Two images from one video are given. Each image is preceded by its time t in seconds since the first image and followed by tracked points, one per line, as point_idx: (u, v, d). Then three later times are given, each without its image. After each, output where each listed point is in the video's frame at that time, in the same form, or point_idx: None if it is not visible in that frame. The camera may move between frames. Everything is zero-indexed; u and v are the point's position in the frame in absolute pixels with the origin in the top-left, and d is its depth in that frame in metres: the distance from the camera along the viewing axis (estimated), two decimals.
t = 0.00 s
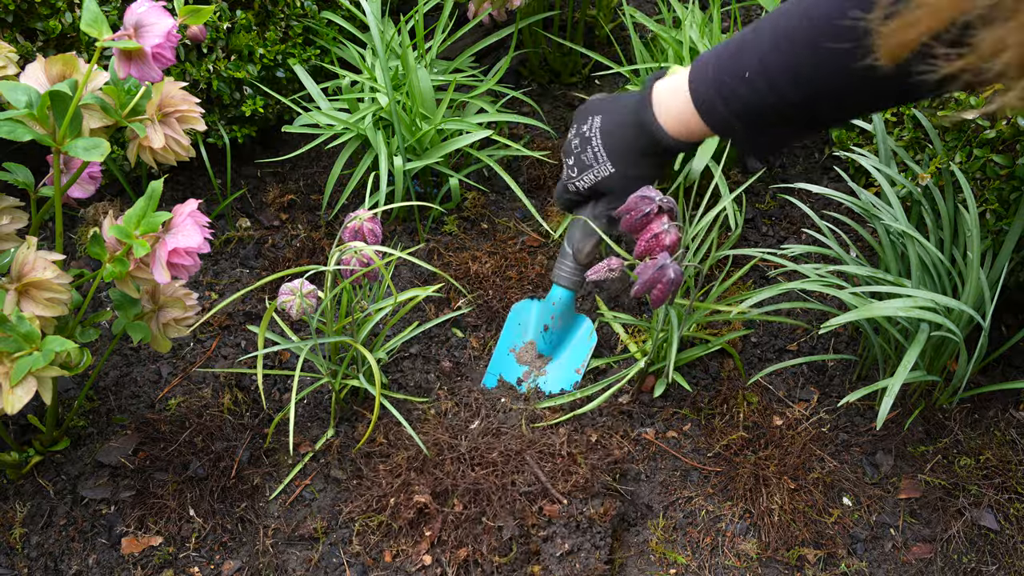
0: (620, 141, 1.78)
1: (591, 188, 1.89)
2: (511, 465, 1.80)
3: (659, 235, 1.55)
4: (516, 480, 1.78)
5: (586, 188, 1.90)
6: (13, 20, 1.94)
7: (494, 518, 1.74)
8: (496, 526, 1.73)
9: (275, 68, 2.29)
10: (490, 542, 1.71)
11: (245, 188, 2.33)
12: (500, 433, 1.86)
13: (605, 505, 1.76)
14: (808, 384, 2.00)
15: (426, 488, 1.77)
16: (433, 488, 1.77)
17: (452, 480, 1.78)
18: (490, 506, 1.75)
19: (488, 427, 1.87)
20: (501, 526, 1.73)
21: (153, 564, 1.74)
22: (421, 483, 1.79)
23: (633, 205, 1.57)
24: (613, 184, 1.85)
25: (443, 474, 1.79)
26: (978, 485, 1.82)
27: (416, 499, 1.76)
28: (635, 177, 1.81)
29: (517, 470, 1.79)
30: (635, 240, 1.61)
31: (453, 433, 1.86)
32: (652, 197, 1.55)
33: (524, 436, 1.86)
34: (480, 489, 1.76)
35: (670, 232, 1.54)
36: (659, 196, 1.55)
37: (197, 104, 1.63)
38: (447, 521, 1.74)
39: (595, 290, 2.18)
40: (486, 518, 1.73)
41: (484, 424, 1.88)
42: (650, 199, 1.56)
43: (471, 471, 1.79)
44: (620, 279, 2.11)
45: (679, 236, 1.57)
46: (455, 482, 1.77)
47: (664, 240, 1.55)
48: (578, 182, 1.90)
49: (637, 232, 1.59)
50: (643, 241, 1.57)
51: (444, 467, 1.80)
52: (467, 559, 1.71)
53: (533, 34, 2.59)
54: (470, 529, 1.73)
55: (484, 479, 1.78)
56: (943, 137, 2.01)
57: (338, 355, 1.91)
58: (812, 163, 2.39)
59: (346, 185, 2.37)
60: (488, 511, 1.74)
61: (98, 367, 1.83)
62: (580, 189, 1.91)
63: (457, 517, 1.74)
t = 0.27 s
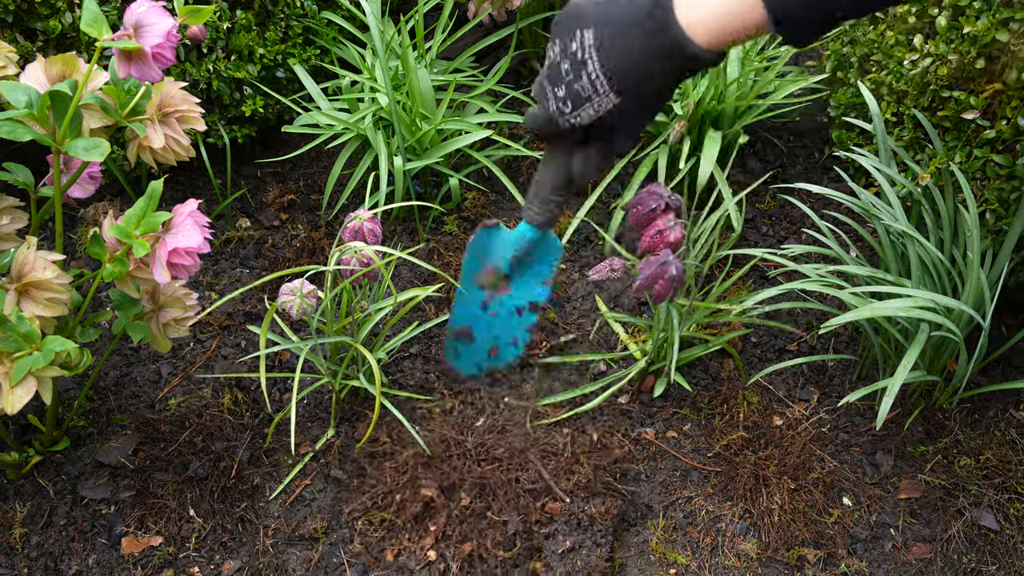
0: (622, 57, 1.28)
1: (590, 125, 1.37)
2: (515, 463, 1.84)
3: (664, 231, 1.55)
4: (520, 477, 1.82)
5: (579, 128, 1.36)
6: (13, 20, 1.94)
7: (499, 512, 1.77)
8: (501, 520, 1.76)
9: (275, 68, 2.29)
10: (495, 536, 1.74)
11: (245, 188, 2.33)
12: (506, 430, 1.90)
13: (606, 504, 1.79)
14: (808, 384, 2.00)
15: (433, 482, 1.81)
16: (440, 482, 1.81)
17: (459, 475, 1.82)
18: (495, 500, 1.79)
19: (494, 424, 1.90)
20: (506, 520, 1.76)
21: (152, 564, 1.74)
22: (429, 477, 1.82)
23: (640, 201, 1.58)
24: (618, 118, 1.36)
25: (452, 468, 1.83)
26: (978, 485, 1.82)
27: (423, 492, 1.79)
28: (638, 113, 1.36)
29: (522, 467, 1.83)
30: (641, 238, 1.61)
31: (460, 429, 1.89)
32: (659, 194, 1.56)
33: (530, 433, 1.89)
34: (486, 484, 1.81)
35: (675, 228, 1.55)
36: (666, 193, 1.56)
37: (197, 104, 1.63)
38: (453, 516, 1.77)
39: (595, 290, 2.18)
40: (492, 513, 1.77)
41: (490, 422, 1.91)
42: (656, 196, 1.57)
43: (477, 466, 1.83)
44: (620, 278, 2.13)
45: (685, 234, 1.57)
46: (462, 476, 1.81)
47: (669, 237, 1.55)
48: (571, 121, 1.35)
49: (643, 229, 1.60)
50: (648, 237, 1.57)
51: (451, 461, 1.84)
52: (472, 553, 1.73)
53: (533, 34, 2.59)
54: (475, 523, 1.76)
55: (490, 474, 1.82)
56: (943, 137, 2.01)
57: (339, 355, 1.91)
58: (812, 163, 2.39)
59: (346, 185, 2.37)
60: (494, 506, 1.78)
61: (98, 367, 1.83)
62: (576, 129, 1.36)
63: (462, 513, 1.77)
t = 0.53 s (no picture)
0: None
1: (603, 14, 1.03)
2: (523, 465, 1.84)
3: (665, 232, 1.55)
4: (527, 480, 1.82)
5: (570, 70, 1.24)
6: (13, 20, 1.94)
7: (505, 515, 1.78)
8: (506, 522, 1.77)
9: (275, 68, 2.29)
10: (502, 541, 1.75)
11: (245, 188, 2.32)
12: (517, 434, 1.90)
13: (614, 510, 1.78)
14: (808, 384, 2.00)
15: (441, 484, 1.82)
16: (448, 483, 1.82)
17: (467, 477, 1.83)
18: (502, 504, 1.79)
19: (503, 426, 1.91)
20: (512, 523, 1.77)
21: (153, 564, 1.74)
22: (437, 479, 1.83)
23: (641, 204, 1.58)
24: None
25: (460, 471, 1.84)
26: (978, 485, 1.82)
27: (432, 494, 1.80)
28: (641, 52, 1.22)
29: (529, 470, 1.84)
30: (642, 238, 1.62)
31: (470, 430, 1.90)
32: (659, 197, 1.56)
33: (541, 437, 1.89)
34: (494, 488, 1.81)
35: (676, 229, 1.55)
36: (665, 195, 1.56)
37: (197, 104, 1.63)
38: (458, 517, 1.78)
39: (595, 290, 2.18)
40: (497, 516, 1.78)
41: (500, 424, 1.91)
42: (656, 199, 1.57)
43: (485, 468, 1.84)
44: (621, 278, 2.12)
45: (686, 234, 1.57)
46: (470, 479, 1.82)
47: (671, 237, 1.55)
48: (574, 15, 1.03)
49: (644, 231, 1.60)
50: (649, 237, 1.57)
51: (461, 464, 1.85)
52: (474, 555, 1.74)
53: (533, 34, 2.59)
54: (480, 526, 1.77)
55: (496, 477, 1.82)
56: (943, 137, 2.01)
57: (338, 355, 1.91)
58: (812, 163, 2.39)
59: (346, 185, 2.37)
60: (501, 509, 1.79)
61: (97, 367, 1.83)
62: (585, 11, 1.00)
63: (468, 514, 1.78)
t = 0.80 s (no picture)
0: None
1: None
2: (519, 462, 1.84)
3: (666, 231, 1.56)
4: (525, 479, 1.82)
5: None
6: (13, 20, 1.94)
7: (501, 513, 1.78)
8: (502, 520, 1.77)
9: (276, 68, 2.29)
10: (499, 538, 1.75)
11: (245, 188, 2.32)
12: (511, 431, 1.90)
13: (606, 509, 1.79)
14: (808, 384, 2.00)
15: (438, 483, 1.81)
16: (446, 483, 1.81)
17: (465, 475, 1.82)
18: (500, 501, 1.79)
19: (498, 424, 1.91)
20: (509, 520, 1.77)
21: (153, 564, 1.74)
22: (433, 478, 1.82)
23: (641, 204, 1.58)
24: None
25: (456, 469, 1.83)
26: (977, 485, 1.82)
27: (428, 493, 1.79)
28: None
29: (524, 468, 1.83)
30: (642, 239, 1.62)
31: (463, 428, 1.90)
32: (660, 196, 1.56)
33: (534, 434, 1.89)
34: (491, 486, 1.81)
35: (677, 229, 1.55)
36: (666, 195, 1.57)
37: (197, 104, 1.63)
38: (456, 516, 1.78)
39: (595, 290, 2.18)
40: (495, 513, 1.77)
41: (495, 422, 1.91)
42: (657, 199, 1.57)
43: (481, 466, 1.83)
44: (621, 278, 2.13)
45: (686, 235, 1.58)
46: (467, 477, 1.81)
47: (671, 237, 1.55)
48: None
49: (644, 231, 1.60)
50: (649, 237, 1.57)
51: (456, 463, 1.84)
52: (474, 554, 1.74)
53: (533, 34, 2.58)
54: (478, 524, 1.77)
55: (493, 475, 1.81)
56: (943, 137, 2.01)
57: (338, 355, 1.91)
58: (812, 163, 2.39)
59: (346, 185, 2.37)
60: (497, 507, 1.78)
61: (97, 367, 1.83)
62: None
63: (465, 513, 1.78)
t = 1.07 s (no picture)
0: None
1: None
2: (507, 455, 1.84)
3: (665, 231, 1.56)
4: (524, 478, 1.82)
5: None
6: (13, 20, 1.94)
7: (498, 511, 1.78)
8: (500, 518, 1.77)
9: (276, 68, 2.29)
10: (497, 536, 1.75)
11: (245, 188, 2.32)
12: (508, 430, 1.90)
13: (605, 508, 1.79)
14: (808, 384, 2.00)
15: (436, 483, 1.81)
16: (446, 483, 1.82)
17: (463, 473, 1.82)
18: (486, 500, 1.78)
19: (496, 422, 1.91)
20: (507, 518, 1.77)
21: (152, 564, 1.74)
22: (415, 484, 1.81)
23: (641, 204, 1.58)
24: None
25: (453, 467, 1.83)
26: (977, 485, 1.83)
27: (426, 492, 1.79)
28: None
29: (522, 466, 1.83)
30: (642, 239, 1.61)
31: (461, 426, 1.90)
32: (660, 196, 1.56)
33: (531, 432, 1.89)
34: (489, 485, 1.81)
35: (677, 228, 1.55)
36: (665, 195, 1.56)
37: (197, 104, 1.63)
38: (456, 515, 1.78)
39: (595, 290, 2.18)
40: (482, 512, 1.76)
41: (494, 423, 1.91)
42: (656, 198, 1.57)
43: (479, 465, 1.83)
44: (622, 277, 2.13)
45: (685, 235, 1.58)
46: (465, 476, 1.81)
47: (670, 237, 1.55)
48: None
49: (644, 231, 1.60)
50: (649, 237, 1.57)
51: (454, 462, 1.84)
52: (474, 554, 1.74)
53: (533, 34, 2.59)
54: (466, 523, 1.76)
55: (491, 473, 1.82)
56: (943, 137, 2.01)
57: (338, 355, 1.91)
58: (812, 163, 2.39)
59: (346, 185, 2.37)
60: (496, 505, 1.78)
61: (97, 367, 1.83)
62: None
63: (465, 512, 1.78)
